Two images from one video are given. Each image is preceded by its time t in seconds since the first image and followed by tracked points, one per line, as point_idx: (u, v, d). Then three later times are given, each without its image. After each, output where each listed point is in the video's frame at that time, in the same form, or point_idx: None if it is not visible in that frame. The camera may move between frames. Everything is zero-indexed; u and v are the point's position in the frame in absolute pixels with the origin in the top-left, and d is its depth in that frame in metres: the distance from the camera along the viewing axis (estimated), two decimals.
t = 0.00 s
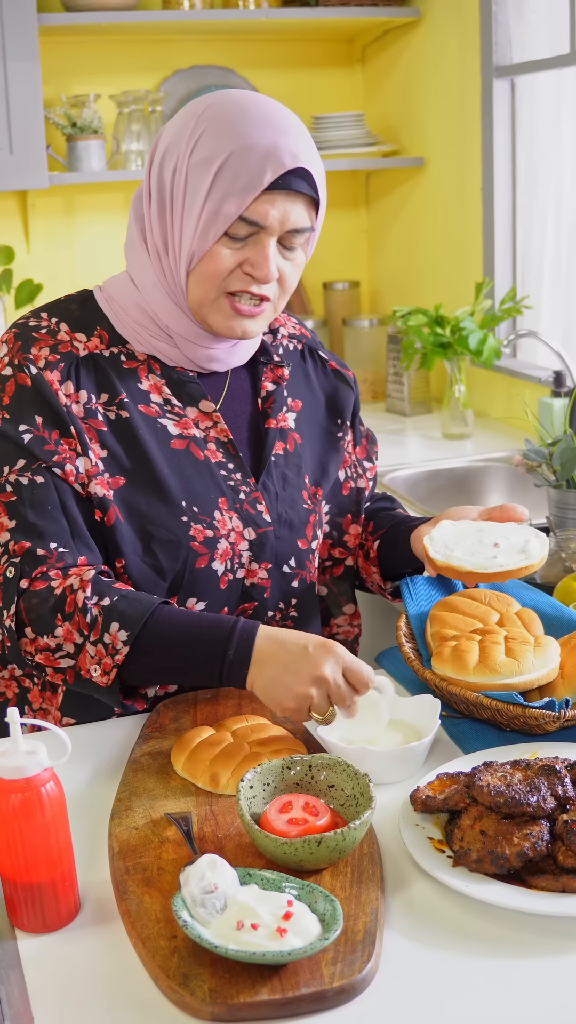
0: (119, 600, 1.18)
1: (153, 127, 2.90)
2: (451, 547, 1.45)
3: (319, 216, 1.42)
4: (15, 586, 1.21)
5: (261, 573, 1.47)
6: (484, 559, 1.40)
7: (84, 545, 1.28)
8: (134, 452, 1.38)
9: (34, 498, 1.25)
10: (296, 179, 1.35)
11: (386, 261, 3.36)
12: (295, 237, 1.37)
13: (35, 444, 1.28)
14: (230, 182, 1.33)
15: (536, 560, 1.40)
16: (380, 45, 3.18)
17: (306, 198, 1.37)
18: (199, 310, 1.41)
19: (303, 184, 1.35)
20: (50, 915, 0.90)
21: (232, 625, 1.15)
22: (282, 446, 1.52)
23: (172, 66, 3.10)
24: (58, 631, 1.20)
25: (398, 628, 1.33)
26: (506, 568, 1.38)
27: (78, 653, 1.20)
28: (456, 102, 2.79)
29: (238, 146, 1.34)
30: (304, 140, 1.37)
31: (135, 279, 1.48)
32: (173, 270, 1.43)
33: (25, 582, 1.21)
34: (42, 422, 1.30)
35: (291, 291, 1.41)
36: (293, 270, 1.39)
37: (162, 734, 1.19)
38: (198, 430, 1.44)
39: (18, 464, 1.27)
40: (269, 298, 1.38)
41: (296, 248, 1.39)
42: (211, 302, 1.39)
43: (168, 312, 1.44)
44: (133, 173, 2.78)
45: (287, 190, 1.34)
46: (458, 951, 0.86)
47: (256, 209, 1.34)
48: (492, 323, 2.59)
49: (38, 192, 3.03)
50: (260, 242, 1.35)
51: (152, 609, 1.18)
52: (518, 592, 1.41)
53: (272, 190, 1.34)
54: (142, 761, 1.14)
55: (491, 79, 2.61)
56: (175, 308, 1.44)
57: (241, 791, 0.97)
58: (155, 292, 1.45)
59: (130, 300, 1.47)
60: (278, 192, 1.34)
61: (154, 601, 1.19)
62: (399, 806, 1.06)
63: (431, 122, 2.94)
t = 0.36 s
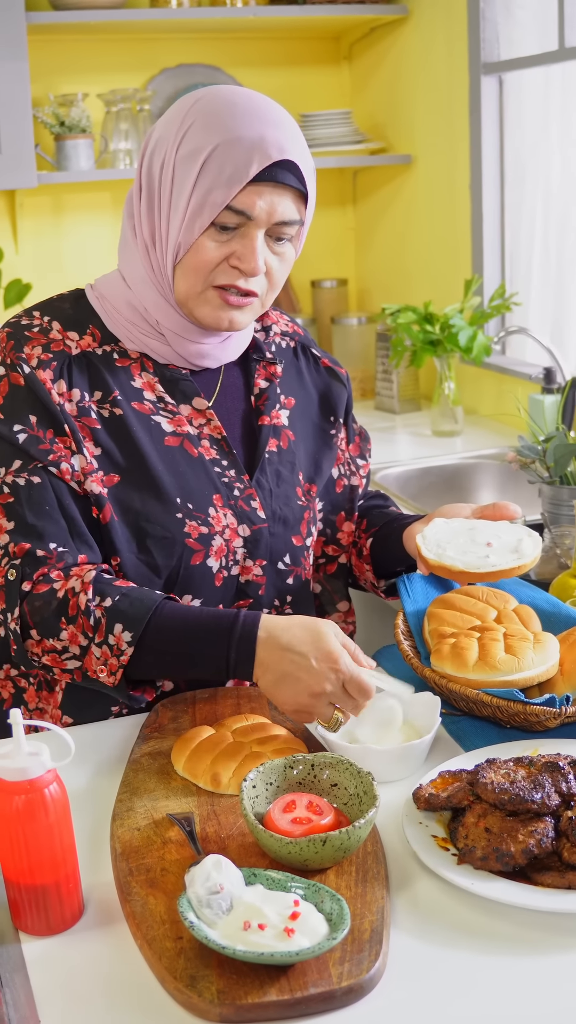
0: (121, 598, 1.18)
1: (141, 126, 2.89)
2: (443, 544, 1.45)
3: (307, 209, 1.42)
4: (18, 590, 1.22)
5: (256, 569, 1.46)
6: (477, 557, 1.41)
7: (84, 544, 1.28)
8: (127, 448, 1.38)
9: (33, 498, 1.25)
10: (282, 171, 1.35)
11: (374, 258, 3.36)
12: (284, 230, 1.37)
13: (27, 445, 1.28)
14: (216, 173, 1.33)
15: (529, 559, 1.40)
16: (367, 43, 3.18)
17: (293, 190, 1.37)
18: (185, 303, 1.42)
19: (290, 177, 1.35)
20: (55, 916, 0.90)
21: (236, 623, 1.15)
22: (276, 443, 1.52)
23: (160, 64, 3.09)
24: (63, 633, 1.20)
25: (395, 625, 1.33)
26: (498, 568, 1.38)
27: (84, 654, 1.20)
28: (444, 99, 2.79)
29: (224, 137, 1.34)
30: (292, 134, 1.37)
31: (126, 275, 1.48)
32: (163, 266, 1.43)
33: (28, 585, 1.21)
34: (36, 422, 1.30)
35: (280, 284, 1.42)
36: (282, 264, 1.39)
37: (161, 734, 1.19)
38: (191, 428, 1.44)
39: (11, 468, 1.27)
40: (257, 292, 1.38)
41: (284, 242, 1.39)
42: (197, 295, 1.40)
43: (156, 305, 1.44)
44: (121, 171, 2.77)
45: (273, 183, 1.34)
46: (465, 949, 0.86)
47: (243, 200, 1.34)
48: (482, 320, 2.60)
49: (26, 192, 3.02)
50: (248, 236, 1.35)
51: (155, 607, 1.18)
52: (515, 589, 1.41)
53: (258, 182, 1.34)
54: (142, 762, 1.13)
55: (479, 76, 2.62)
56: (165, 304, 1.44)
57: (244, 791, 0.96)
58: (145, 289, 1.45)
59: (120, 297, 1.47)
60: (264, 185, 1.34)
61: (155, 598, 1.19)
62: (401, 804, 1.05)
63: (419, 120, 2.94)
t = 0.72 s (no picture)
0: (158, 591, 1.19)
1: (120, 123, 2.87)
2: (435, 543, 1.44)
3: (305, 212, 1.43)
4: (46, 578, 1.19)
5: (250, 568, 1.45)
6: (469, 558, 1.39)
7: (106, 534, 1.28)
8: (123, 446, 1.36)
9: (51, 488, 1.23)
10: (288, 180, 1.35)
11: (353, 256, 3.36)
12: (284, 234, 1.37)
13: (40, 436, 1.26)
14: (225, 183, 1.33)
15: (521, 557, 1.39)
16: (345, 40, 3.18)
17: (296, 196, 1.38)
18: (188, 310, 1.42)
19: (295, 185, 1.36)
20: (57, 919, 0.89)
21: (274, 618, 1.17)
22: (268, 441, 1.51)
23: (137, 62, 3.07)
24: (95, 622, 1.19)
25: (389, 623, 1.33)
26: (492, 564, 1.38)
27: (115, 646, 1.19)
28: (424, 96, 2.79)
29: (232, 147, 1.33)
30: (294, 140, 1.37)
31: (117, 274, 1.47)
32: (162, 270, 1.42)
33: (57, 572, 1.19)
34: (44, 413, 1.29)
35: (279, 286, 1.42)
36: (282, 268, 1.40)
37: (157, 734, 1.18)
38: (185, 426, 1.43)
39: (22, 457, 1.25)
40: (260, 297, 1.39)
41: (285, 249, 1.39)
42: (201, 302, 1.40)
43: (150, 307, 1.43)
44: (100, 169, 2.75)
45: (280, 192, 1.35)
46: (472, 944, 0.86)
47: (250, 210, 1.34)
48: (463, 317, 2.60)
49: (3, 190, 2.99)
50: (252, 242, 1.35)
51: (193, 602, 1.19)
52: (508, 585, 1.41)
53: (266, 192, 1.34)
54: (138, 762, 1.12)
55: (458, 73, 2.62)
56: (162, 308, 1.43)
57: (246, 790, 0.96)
58: (140, 290, 1.44)
59: (113, 297, 1.45)
60: (271, 194, 1.34)
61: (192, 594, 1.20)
62: (402, 801, 1.05)
63: (398, 117, 2.94)
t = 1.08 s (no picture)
0: (134, 590, 1.17)
1: (104, 124, 2.86)
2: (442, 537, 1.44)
3: (301, 197, 1.42)
4: (29, 588, 1.19)
5: (258, 567, 1.45)
6: (475, 550, 1.41)
7: (95, 540, 1.26)
8: (128, 447, 1.36)
9: (41, 494, 1.23)
10: (276, 157, 1.34)
11: (339, 255, 3.36)
12: (277, 216, 1.36)
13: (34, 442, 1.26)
14: (211, 162, 1.33)
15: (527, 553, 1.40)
16: (328, 39, 3.18)
17: (287, 177, 1.36)
18: (182, 296, 1.40)
19: (284, 163, 1.35)
20: (81, 924, 0.88)
21: (249, 602, 1.14)
22: (273, 438, 1.51)
23: (120, 62, 3.06)
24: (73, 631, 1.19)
25: (398, 621, 1.33)
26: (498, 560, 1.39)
27: (98, 650, 1.18)
28: (410, 95, 2.80)
29: (218, 127, 1.33)
30: (283, 119, 1.36)
31: (119, 272, 1.47)
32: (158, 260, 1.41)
33: (39, 582, 1.19)
34: (39, 418, 1.28)
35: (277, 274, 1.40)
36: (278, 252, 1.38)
37: (169, 736, 1.17)
38: (191, 426, 1.42)
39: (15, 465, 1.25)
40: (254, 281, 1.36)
41: (281, 232, 1.38)
42: (194, 288, 1.38)
43: (152, 302, 1.43)
44: (85, 171, 2.74)
45: (267, 168, 1.33)
46: (498, 941, 0.86)
47: (238, 188, 1.33)
48: (452, 315, 2.60)
49: None
50: (243, 224, 1.34)
51: (167, 598, 1.16)
52: (513, 583, 1.41)
53: (253, 169, 1.33)
54: (153, 765, 1.12)
55: (445, 72, 2.62)
56: (161, 299, 1.43)
57: (267, 791, 0.95)
58: (141, 285, 1.44)
59: (116, 295, 1.44)
60: (258, 172, 1.33)
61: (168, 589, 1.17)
62: (420, 799, 1.05)
63: (383, 115, 2.95)
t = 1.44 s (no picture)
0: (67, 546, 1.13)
1: (86, 127, 2.85)
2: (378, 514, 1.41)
3: (261, 178, 1.39)
4: None
5: (240, 570, 1.43)
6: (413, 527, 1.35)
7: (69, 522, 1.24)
8: (103, 449, 1.36)
9: (18, 485, 1.23)
10: (228, 140, 1.33)
11: (320, 258, 3.36)
12: (234, 200, 1.36)
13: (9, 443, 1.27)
14: (158, 147, 1.33)
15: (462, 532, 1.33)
16: (308, 44, 3.19)
17: (240, 158, 1.35)
18: (144, 286, 1.39)
19: (237, 145, 1.34)
20: (97, 930, 0.88)
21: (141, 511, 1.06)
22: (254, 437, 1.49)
23: (101, 66, 3.05)
24: (18, 605, 1.16)
25: (396, 623, 1.34)
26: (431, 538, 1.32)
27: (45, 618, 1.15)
28: (392, 100, 2.81)
29: (167, 111, 1.33)
30: (238, 100, 1.35)
31: (95, 276, 1.47)
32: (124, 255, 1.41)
33: None
34: (13, 419, 1.29)
35: (238, 261, 1.39)
36: (237, 238, 1.37)
37: (172, 741, 1.17)
38: (168, 429, 1.41)
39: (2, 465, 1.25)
40: (213, 267, 1.35)
41: (241, 216, 1.37)
42: (155, 276, 1.37)
43: (125, 299, 1.42)
44: (67, 174, 2.73)
45: (217, 150, 1.33)
46: (513, 942, 0.86)
47: (187, 170, 1.32)
48: (435, 319, 2.62)
49: None
50: (197, 209, 1.34)
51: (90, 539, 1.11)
52: (510, 585, 1.42)
53: (200, 150, 1.33)
54: (158, 770, 1.11)
55: (427, 78, 2.64)
56: (131, 297, 1.42)
57: (279, 793, 0.96)
58: (114, 286, 1.43)
59: (93, 300, 1.44)
60: (208, 153, 1.33)
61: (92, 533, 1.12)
62: (428, 801, 1.06)
63: (365, 120, 2.96)
